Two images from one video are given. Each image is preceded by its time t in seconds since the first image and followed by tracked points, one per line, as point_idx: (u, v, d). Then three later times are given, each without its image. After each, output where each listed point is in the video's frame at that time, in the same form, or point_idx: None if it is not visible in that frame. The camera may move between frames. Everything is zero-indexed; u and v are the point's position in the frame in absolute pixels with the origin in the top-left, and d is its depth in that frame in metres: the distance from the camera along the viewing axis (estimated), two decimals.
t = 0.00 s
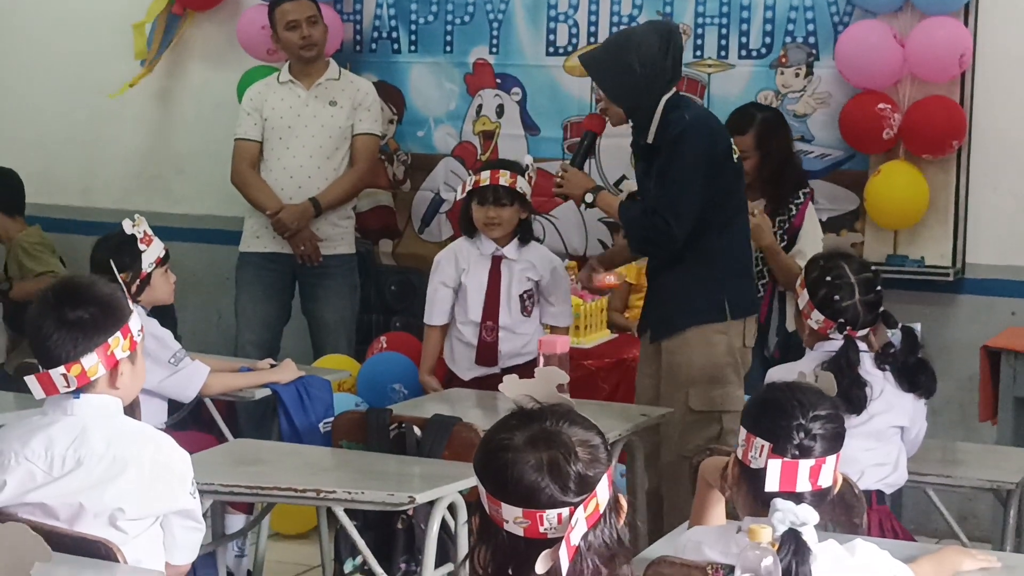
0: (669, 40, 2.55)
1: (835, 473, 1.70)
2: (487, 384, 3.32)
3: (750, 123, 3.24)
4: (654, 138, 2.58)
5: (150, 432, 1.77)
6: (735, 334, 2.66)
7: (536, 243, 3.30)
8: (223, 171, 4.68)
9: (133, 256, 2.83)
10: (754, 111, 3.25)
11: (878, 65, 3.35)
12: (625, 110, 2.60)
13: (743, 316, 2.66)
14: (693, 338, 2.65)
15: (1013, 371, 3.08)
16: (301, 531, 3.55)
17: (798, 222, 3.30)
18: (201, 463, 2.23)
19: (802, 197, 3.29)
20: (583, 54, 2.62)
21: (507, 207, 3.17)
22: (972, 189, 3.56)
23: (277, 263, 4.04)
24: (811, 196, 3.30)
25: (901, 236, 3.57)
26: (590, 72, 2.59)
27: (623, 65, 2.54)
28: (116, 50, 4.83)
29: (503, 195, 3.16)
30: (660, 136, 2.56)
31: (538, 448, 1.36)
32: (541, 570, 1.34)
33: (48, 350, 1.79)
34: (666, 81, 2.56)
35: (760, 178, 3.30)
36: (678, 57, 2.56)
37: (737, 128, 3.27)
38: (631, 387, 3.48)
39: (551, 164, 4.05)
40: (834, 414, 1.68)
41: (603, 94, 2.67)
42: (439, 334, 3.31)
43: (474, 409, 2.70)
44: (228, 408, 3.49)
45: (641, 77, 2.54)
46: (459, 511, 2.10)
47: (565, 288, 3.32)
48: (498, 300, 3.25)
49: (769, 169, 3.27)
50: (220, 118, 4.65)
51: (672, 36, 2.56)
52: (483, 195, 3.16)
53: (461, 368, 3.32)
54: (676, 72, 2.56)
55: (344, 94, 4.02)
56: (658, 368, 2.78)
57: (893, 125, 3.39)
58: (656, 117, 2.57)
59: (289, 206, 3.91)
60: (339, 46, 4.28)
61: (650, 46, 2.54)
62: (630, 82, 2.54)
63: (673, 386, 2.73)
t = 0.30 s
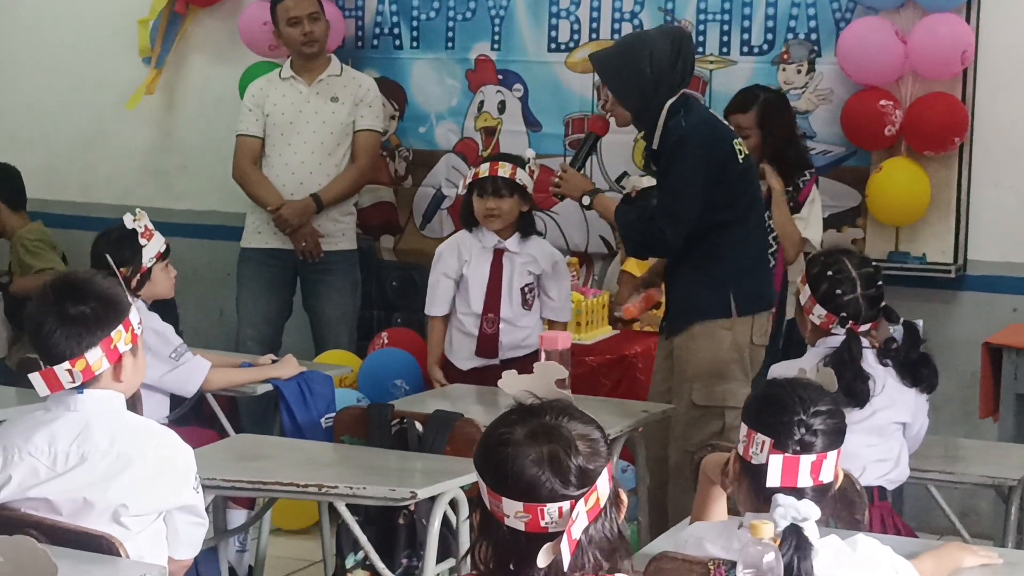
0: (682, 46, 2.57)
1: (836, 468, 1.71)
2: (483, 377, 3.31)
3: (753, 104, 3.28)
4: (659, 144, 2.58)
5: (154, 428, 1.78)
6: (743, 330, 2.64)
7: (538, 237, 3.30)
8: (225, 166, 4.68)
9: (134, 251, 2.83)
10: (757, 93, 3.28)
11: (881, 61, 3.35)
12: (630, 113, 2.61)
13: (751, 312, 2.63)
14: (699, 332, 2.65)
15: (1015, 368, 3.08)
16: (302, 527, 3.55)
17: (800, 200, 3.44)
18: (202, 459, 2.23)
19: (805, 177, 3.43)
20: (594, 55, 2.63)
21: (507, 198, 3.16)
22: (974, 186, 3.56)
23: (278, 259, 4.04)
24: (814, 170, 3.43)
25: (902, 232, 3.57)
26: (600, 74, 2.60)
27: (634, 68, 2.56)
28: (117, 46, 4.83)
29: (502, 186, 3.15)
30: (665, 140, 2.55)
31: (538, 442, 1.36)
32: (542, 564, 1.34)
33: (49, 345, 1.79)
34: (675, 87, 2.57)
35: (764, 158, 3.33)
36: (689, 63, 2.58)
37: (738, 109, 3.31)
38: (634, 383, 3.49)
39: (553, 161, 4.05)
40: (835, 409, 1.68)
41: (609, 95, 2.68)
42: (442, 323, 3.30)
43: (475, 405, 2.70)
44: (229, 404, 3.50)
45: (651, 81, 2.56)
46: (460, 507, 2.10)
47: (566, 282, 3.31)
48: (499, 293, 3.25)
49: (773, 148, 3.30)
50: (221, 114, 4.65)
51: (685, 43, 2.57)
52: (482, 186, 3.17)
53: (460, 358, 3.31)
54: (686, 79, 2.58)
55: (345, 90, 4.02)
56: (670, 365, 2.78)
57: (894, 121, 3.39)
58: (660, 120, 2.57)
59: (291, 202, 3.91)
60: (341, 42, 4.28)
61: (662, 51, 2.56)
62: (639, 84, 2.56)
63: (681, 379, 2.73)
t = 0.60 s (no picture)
0: (665, 56, 2.58)
1: (842, 470, 1.70)
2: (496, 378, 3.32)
3: (755, 99, 3.29)
4: (646, 154, 2.58)
5: (158, 429, 1.77)
6: (748, 326, 2.63)
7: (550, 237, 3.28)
8: (228, 166, 4.68)
9: (138, 250, 2.83)
10: (760, 88, 3.30)
11: (886, 61, 3.34)
12: (618, 126, 2.61)
13: (757, 308, 2.61)
14: (704, 330, 2.65)
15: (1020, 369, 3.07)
16: (304, 526, 3.55)
17: (809, 195, 3.44)
18: (206, 458, 2.23)
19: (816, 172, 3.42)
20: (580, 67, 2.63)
21: (518, 199, 3.14)
22: (979, 186, 3.55)
23: (281, 259, 4.03)
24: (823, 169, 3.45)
25: (907, 232, 3.56)
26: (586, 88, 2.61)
27: (620, 78, 2.56)
28: (121, 45, 4.83)
29: (513, 187, 3.13)
30: (651, 150, 2.55)
31: (542, 442, 1.36)
32: (547, 565, 1.33)
33: (54, 346, 1.79)
34: (660, 97, 2.57)
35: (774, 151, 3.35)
36: (673, 76, 2.60)
37: (741, 104, 3.31)
38: (638, 384, 3.49)
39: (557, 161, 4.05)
40: (840, 411, 1.68)
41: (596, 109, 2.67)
42: (456, 327, 3.31)
43: (480, 405, 2.69)
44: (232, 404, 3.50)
45: (639, 92, 2.55)
46: (463, 507, 2.09)
47: (577, 284, 3.29)
48: (511, 294, 3.24)
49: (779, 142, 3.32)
50: (225, 112, 4.65)
51: (669, 52, 2.58)
52: (493, 186, 3.15)
53: (472, 360, 3.32)
54: (672, 89, 2.59)
55: (349, 90, 4.01)
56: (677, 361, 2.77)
57: (899, 122, 3.38)
58: (645, 129, 2.57)
59: (294, 202, 3.90)
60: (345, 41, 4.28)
61: (647, 63, 2.56)
62: (625, 95, 2.56)
63: (685, 374, 2.74)
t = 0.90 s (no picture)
0: (659, 61, 2.57)
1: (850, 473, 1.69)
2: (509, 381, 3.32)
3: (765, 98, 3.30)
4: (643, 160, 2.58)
5: (164, 431, 1.76)
6: (751, 324, 2.61)
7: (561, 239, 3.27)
8: (232, 168, 4.68)
9: (144, 251, 2.82)
10: (770, 87, 3.32)
11: (892, 63, 3.33)
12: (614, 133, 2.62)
13: (758, 307, 2.59)
14: (707, 329, 2.64)
15: None
16: (308, 529, 3.54)
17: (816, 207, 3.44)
18: (211, 460, 2.22)
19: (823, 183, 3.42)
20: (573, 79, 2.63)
21: (526, 200, 3.13)
22: (985, 189, 3.54)
23: (285, 261, 4.03)
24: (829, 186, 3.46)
25: (912, 236, 3.56)
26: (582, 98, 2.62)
27: (613, 88, 2.56)
28: (126, 47, 4.83)
29: (521, 189, 3.12)
30: (648, 156, 2.56)
31: (548, 445, 1.35)
32: (555, 568, 1.33)
33: (60, 348, 1.78)
34: (653, 105, 2.56)
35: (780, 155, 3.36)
36: (667, 81, 2.58)
37: (751, 104, 3.32)
38: (642, 387, 3.47)
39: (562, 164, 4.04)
40: (849, 414, 1.67)
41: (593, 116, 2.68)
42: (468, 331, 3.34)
43: (485, 407, 2.69)
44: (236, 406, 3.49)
45: (633, 99, 2.55)
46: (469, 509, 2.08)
47: (587, 286, 3.25)
48: (519, 297, 3.24)
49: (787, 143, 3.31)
50: (229, 114, 4.65)
51: (661, 59, 2.57)
52: (502, 189, 3.13)
53: (483, 363, 3.32)
54: (667, 95, 2.58)
55: (353, 92, 4.01)
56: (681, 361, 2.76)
57: (905, 124, 3.37)
58: (641, 136, 2.57)
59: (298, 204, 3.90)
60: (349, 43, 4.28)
61: (640, 72, 2.55)
62: (619, 103, 2.56)
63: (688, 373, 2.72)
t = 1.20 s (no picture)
0: (659, 71, 2.57)
1: (858, 487, 1.68)
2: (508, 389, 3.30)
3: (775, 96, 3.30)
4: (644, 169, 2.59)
5: (168, 442, 1.76)
6: (753, 334, 2.59)
7: (564, 248, 3.26)
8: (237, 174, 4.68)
9: (150, 259, 2.82)
10: (780, 88, 3.32)
11: (898, 72, 3.32)
12: (615, 144, 2.62)
13: (761, 318, 2.58)
14: (711, 339, 2.61)
15: None
16: (311, 537, 3.53)
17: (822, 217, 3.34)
18: (214, 471, 2.21)
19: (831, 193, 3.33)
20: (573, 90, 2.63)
21: (530, 209, 3.13)
22: (991, 198, 3.53)
23: (290, 268, 4.03)
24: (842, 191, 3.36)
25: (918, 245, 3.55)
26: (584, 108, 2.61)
27: (613, 97, 2.57)
28: (131, 53, 4.83)
29: (525, 198, 3.12)
30: (648, 164, 2.56)
31: (551, 461, 1.34)
32: None
33: (67, 359, 1.77)
34: (654, 114, 2.57)
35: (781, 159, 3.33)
36: (667, 90, 2.59)
37: (760, 102, 3.32)
38: (646, 396, 3.47)
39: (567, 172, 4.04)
40: (856, 427, 1.66)
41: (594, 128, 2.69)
42: (468, 338, 3.33)
43: (490, 417, 2.68)
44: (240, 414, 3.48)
45: (631, 108, 2.56)
46: (474, 520, 2.07)
47: (589, 295, 3.23)
48: (519, 305, 3.23)
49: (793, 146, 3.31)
50: (234, 121, 4.65)
51: (661, 67, 2.58)
52: (507, 197, 3.13)
53: (482, 372, 3.32)
54: (667, 103, 2.59)
55: (358, 99, 4.01)
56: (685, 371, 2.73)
57: (910, 132, 3.37)
58: (642, 146, 2.57)
59: (302, 211, 3.90)
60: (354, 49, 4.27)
61: (639, 80, 2.56)
62: (620, 113, 2.57)
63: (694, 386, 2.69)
